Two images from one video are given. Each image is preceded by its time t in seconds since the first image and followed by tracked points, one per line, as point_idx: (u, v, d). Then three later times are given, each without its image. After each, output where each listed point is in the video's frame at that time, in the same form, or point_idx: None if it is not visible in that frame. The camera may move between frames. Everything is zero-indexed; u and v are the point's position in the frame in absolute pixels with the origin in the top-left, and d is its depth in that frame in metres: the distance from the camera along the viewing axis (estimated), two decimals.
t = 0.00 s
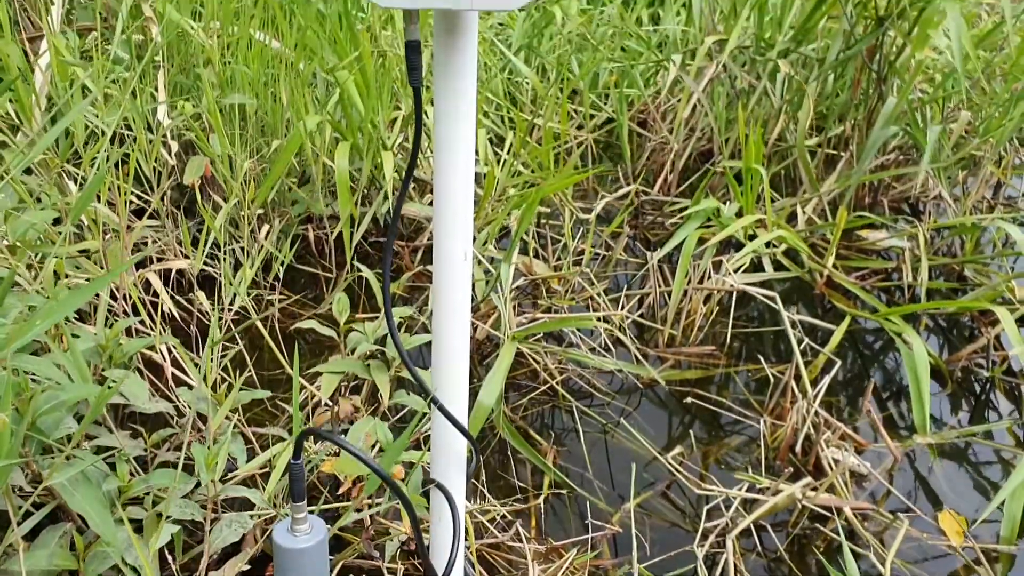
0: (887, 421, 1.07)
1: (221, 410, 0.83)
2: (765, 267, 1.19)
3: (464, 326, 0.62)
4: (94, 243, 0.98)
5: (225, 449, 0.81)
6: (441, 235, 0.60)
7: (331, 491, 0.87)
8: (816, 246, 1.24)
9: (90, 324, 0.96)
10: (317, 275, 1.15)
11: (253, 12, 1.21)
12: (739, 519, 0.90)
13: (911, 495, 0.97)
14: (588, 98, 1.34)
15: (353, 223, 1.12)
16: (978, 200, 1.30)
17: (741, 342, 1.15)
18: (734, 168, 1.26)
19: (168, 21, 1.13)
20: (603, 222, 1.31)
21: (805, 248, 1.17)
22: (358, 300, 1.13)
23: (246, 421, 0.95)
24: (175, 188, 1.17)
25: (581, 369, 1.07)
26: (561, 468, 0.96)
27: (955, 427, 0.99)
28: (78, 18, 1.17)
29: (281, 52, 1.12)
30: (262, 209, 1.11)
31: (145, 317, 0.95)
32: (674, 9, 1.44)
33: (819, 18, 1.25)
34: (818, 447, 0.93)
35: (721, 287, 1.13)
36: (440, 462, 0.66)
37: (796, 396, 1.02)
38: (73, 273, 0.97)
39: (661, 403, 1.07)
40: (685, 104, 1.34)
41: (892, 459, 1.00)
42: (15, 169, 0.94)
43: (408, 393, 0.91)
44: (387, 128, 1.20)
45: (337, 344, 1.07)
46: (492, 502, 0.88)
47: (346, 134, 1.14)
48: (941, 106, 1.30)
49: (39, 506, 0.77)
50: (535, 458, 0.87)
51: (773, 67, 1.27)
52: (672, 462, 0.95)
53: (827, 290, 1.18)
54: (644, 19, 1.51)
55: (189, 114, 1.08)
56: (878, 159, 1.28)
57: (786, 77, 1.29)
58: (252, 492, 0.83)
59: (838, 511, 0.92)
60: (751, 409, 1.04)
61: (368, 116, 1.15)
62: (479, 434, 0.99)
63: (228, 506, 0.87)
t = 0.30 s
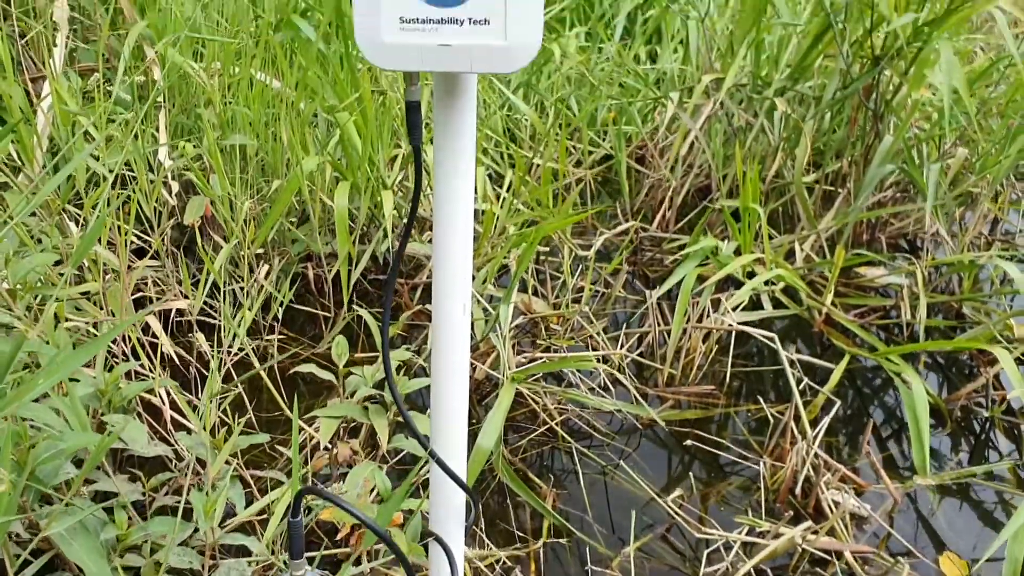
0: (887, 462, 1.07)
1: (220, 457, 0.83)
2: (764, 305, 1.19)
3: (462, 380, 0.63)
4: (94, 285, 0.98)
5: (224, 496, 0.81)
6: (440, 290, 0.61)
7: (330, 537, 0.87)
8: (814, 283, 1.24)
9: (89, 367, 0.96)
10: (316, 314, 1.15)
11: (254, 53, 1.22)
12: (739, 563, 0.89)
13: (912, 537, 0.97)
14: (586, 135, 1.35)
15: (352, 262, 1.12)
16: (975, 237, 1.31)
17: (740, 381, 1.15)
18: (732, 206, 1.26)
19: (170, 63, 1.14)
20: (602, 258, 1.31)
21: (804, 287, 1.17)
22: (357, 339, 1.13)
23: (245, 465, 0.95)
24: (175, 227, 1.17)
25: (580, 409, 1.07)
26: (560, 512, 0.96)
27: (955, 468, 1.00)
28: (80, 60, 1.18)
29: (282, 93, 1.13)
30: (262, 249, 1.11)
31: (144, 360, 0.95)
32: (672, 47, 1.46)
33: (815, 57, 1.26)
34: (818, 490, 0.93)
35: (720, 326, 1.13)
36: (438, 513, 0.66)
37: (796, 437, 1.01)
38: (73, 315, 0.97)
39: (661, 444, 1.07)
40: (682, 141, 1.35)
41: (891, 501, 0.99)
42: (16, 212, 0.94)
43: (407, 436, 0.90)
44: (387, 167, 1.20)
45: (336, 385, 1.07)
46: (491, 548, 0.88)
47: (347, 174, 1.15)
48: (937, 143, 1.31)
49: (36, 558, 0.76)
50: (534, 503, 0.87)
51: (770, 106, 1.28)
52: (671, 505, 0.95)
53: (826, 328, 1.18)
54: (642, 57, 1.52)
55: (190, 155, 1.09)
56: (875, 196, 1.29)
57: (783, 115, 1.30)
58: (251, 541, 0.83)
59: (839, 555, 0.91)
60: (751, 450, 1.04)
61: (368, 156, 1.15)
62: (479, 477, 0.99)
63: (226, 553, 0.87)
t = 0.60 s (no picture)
0: (885, 504, 1.06)
1: (216, 504, 0.83)
2: (761, 344, 1.19)
3: (456, 426, 0.64)
4: (92, 328, 0.98)
5: (219, 543, 0.80)
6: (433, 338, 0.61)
7: None
8: (811, 321, 1.24)
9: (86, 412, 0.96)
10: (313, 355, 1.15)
11: (253, 95, 1.23)
12: None
13: None
14: (583, 173, 1.36)
15: (349, 303, 1.12)
16: (971, 274, 1.31)
17: (738, 421, 1.15)
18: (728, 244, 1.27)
19: (169, 106, 1.15)
20: (599, 296, 1.32)
21: (800, 326, 1.17)
22: (354, 379, 1.13)
23: (241, 510, 0.94)
24: (174, 266, 1.18)
25: (577, 451, 1.07)
26: (557, 557, 0.95)
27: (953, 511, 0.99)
28: (81, 102, 1.19)
29: (280, 134, 1.14)
30: (259, 290, 1.11)
31: (141, 404, 0.95)
32: (668, 86, 1.47)
33: (810, 97, 1.27)
34: (816, 534, 0.93)
35: (716, 366, 1.12)
36: (430, 552, 0.67)
37: (794, 480, 1.01)
38: (70, 359, 0.97)
39: (658, 487, 1.06)
40: (679, 179, 1.36)
41: (889, 544, 0.99)
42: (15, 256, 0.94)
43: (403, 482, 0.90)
44: (384, 207, 1.21)
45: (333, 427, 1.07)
46: None
47: (344, 215, 1.15)
48: (932, 181, 1.31)
49: None
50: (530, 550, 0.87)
51: (766, 145, 1.29)
52: (668, 549, 0.94)
53: (824, 367, 1.17)
54: (638, 95, 1.53)
55: (189, 197, 1.09)
56: (871, 234, 1.29)
57: (778, 154, 1.31)
58: None
59: None
60: (749, 492, 1.04)
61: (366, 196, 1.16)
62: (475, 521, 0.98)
63: None
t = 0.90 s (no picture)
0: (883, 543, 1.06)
1: (213, 546, 0.83)
2: (758, 379, 1.19)
3: (452, 463, 0.67)
4: (91, 367, 0.99)
5: None
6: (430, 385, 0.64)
7: None
8: (807, 357, 1.25)
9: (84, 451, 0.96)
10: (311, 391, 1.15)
11: (254, 132, 1.25)
12: None
13: None
14: (580, 208, 1.37)
15: (347, 340, 1.13)
16: (967, 309, 1.31)
17: (735, 458, 1.16)
18: (725, 280, 1.28)
19: (170, 144, 1.16)
20: (596, 330, 1.32)
21: (797, 362, 1.18)
22: (351, 415, 1.13)
23: (239, 550, 0.94)
24: (172, 303, 1.18)
25: (574, 489, 1.07)
26: None
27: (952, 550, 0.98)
28: (82, 140, 1.20)
29: (280, 171, 1.15)
30: (257, 327, 1.12)
31: (139, 443, 0.96)
32: (664, 121, 1.49)
33: (804, 133, 1.29)
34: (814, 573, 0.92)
35: (713, 403, 1.12)
36: None
37: (791, 518, 1.01)
38: (69, 398, 0.97)
39: (656, 525, 1.06)
40: (675, 214, 1.37)
41: None
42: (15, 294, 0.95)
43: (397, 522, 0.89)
44: (382, 243, 1.22)
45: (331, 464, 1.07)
46: None
47: (343, 252, 1.16)
48: (927, 216, 1.33)
49: None
50: None
51: (761, 181, 1.30)
52: None
53: (821, 403, 1.17)
54: (635, 130, 1.55)
55: (189, 235, 1.10)
56: (867, 269, 1.30)
57: (773, 190, 1.32)
58: None
59: None
60: (746, 530, 1.04)
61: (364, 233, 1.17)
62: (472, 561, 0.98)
63: None
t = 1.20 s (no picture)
0: None
1: None
2: (756, 413, 1.19)
3: (450, 502, 0.70)
4: (88, 403, 0.98)
5: None
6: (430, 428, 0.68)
7: None
8: (806, 390, 1.24)
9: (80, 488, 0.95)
10: (309, 426, 1.15)
11: (253, 166, 1.25)
12: None
13: None
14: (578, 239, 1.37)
15: (345, 374, 1.12)
16: (965, 341, 1.32)
17: (733, 493, 1.15)
18: (723, 312, 1.28)
19: (170, 178, 1.16)
20: (595, 363, 1.32)
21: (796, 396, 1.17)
22: (348, 450, 1.13)
23: None
24: (170, 337, 1.18)
25: (572, 525, 1.06)
26: None
27: None
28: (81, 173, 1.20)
29: (279, 206, 1.15)
30: (255, 362, 1.12)
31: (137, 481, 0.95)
32: (661, 152, 1.50)
33: (801, 166, 1.29)
34: None
35: (711, 437, 1.12)
36: None
37: (791, 555, 1.01)
38: (65, 434, 0.97)
39: (657, 561, 1.05)
40: (673, 246, 1.37)
41: None
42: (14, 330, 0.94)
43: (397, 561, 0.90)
44: (380, 276, 1.22)
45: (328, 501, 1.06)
46: None
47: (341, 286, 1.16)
48: (923, 249, 1.33)
49: None
50: None
51: (759, 213, 1.31)
52: None
53: (819, 437, 1.17)
54: (633, 161, 1.56)
55: (188, 269, 1.10)
56: (864, 301, 1.30)
57: (771, 223, 1.33)
58: None
59: None
60: (745, 567, 1.04)
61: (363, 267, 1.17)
62: None
63: None
